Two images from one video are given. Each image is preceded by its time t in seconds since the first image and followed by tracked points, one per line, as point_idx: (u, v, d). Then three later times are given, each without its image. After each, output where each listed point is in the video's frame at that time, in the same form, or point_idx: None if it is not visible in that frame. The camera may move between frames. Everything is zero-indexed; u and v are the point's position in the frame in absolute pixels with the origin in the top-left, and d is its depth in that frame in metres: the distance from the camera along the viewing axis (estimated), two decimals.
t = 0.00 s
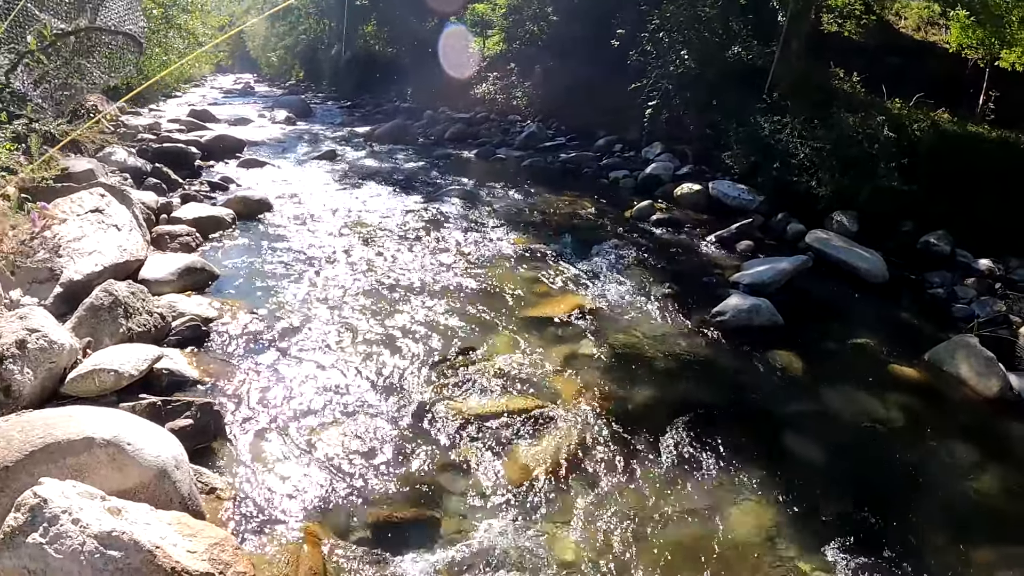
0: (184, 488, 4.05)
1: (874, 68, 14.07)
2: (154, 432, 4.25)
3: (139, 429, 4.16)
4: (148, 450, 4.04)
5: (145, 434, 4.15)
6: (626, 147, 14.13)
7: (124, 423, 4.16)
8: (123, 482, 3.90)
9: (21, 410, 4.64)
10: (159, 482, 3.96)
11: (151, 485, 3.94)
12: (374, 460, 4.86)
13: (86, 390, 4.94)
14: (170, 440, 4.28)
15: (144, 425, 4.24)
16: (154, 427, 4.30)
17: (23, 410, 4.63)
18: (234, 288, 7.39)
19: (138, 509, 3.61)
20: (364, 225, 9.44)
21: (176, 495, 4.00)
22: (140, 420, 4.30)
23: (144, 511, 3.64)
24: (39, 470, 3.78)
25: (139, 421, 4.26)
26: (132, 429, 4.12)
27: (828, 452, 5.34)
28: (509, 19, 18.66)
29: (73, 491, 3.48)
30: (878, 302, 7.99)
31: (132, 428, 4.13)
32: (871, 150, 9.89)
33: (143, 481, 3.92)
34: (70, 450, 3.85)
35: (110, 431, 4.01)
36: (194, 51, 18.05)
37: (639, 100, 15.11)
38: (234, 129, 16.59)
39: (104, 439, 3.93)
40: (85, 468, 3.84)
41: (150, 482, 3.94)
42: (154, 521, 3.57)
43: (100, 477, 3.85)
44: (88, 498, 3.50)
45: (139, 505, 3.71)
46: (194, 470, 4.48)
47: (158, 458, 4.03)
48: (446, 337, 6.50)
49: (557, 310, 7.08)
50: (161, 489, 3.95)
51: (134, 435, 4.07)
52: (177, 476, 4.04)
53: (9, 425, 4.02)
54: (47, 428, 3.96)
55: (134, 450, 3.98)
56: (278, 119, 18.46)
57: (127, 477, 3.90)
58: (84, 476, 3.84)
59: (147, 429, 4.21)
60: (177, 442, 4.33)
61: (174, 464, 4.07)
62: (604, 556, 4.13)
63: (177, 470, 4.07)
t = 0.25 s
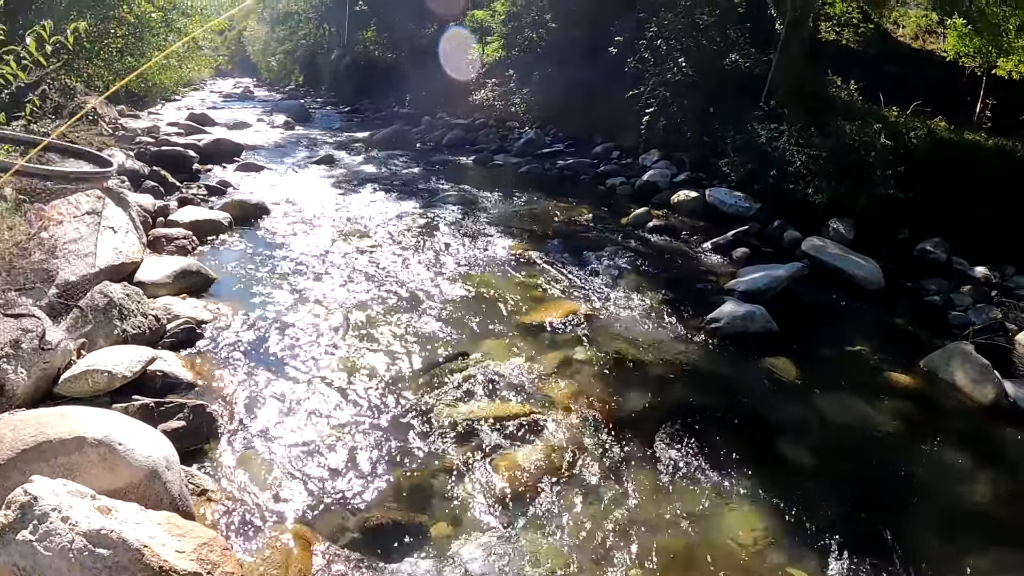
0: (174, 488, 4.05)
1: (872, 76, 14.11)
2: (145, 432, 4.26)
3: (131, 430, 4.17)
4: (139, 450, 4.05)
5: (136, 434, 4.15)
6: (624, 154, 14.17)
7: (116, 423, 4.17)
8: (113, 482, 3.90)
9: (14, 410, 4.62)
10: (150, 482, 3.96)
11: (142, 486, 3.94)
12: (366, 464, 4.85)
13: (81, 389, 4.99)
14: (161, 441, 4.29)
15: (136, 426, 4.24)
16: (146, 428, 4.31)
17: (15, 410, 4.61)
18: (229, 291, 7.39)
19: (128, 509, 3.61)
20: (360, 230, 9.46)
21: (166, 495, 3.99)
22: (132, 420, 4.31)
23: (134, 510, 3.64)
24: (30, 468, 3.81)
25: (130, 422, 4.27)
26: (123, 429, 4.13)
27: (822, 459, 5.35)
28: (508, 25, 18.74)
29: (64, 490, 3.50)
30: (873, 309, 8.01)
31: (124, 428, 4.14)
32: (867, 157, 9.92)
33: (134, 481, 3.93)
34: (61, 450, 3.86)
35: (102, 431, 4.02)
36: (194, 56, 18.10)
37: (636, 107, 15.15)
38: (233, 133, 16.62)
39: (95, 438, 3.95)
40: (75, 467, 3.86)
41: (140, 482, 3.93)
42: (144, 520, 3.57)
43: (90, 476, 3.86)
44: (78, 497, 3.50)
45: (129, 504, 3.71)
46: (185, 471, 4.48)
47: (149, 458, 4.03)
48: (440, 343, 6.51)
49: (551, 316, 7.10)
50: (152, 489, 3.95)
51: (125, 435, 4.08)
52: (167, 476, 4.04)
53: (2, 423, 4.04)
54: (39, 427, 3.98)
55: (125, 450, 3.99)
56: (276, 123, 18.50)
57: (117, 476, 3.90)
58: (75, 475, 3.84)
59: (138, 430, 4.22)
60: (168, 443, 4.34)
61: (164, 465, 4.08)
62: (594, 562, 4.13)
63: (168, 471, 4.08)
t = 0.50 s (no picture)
0: (173, 497, 4.06)
1: (879, 94, 14.14)
2: (146, 440, 4.29)
3: (131, 437, 4.21)
4: (139, 457, 4.07)
5: (136, 442, 4.19)
6: (630, 170, 14.22)
7: (117, 431, 4.20)
8: (113, 488, 3.93)
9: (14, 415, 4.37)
10: (149, 489, 3.97)
11: (141, 493, 3.95)
12: (368, 479, 4.86)
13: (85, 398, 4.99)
14: (161, 449, 4.31)
15: (136, 434, 4.28)
16: (146, 436, 4.34)
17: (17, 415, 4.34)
18: (235, 303, 7.44)
19: (126, 515, 3.64)
20: (367, 244, 9.52)
21: (165, 503, 4.01)
22: (134, 429, 4.35)
23: (132, 517, 3.65)
24: (30, 473, 3.85)
25: (132, 430, 4.31)
26: (124, 437, 4.16)
27: (824, 477, 5.34)
28: (516, 41, 18.91)
29: (63, 494, 3.55)
30: (878, 327, 8.00)
31: (125, 436, 4.17)
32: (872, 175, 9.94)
33: (133, 488, 3.94)
34: (62, 455, 3.91)
35: (102, 437, 4.06)
36: (205, 68, 18.31)
37: (642, 122, 15.21)
38: (242, 145, 16.75)
39: (96, 445, 3.99)
40: (75, 472, 3.90)
41: (139, 489, 3.95)
42: (141, 527, 3.58)
43: (90, 482, 3.90)
44: (77, 502, 3.55)
45: (127, 511, 3.73)
46: (185, 480, 4.50)
47: (149, 466, 4.05)
48: (444, 358, 6.53)
49: (555, 332, 7.13)
50: (151, 496, 3.97)
51: (126, 443, 4.11)
52: (166, 484, 4.06)
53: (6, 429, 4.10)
54: (41, 432, 4.03)
55: (125, 457, 4.01)
56: (285, 136, 18.63)
57: (117, 483, 3.93)
58: (75, 481, 3.89)
59: (139, 438, 4.26)
60: (168, 452, 4.36)
61: (163, 472, 4.10)
62: None
63: (167, 479, 4.09)
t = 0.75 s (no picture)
0: (176, 497, 4.08)
1: (889, 102, 14.09)
2: (151, 441, 4.31)
3: (137, 438, 4.23)
4: (144, 457, 4.08)
5: (141, 442, 4.20)
6: (638, 177, 14.22)
7: (122, 431, 4.22)
8: (117, 488, 3.94)
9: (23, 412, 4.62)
10: (152, 490, 3.99)
11: (145, 493, 3.97)
12: (373, 484, 4.86)
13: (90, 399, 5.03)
14: (165, 450, 4.33)
15: (142, 434, 4.30)
16: (151, 437, 4.36)
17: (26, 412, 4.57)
18: (243, 306, 7.47)
19: (129, 515, 3.65)
20: (375, 249, 9.55)
21: (168, 503, 4.02)
22: (139, 430, 4.37)
23: (135, 517, 3.68)
24: (36, 471, 3.89)
25: (137, 431, 4.33)
26: (129, 437, 4.18)
27: (828, 487, 5.33)
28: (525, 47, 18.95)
29: (68, 493, 3.56)
30: (886, 337, 7.96)
31: (130, 436, 4.19)
32: (881, 183, 9.91)
33: (137, 488, 3.96)
34: (68, 454, 3.93)
35: (108, 437, 4.09)
36: (216, 72, 18.45)
37: (651, 128, 15.22)
38: (252, 149, 16.86)
39: (101, 444, 4.01)
40: (80, 471, 3.93)
41: (143, 489, 3.97)
42: (144, 527, 3.61)
43: (95, 481, 3.92)
44: (81, 500, 3.56)
45: (131, 510, 3.75)
46: (190, 481, 4.51)
47: (153, 466, 4.06)
48: (451, 364, 6.54)
49: (562, 339, 7.14)
50: (154, 496, 3.98)
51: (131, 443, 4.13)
52: (170, 485, 4.08)
53: (13, 426, 4.16)
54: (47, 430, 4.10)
55: (129, 457, 4.03)
56: (295, 140, 18.74)
57: (121, 483, 3.95)
58: (79, 480, 3.90)
59: (144, 439, 4.27)
60: (173, 453, 4.38)
61: (167, 473, 4.11)
62: None
63: (170, 479, 4.11)
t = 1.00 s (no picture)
0: (182, 502, 4.10)
1: (895, 104, 14.04)
2: (157, 446, 4.34)
3: (142, 443, 4.25)
4: (150, 463, 4.12)
5: (146, 447, 4.23)
6: (644, 181, 14.22)
7: (129, 436, 4.25)
8: (124, 492, 3.96)
9: (30, 418, 4.72)
10: (158, 495, 4.01)
11: (151, 497, 4.00)
12: (378, 489, 4.87)
13: (96, 405, 5.03)
14: (171, 455, 4.36)
15: (147, 439, 4.32)
16: (157, 442, 4.39)
17: (33, 417, 4.70)
18: (249, 312, 7.50)
19: (135, 519, 3.67)
20: (381, 254, 9.58)
21: (174, 508, 4.05)
22: (145, 434, 4.39)
23: (141, 521, 3.69)
24: (42, 475, 3.86)
25: (143, 436, 4.35)
26: (136, 442, 4.21)
27: (833, 490, 5.31)
28: (530, 52, 18.99)
29: (74, 497, 3.57)
30: (892, 340, 7.93)
31: (136, 441, 4.22)
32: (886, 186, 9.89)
33: (143, 492, 3.99)
34: (74, 458, 3.93)
35: (114, 442, 4.11)
36: (222, 78, 18.55)
37: (655, 132, 15.23)
38: (258, 155, 16.93)
39: (107, 449, 4.02)
40: (86, 476, 3.91)
41: (149, 494, 3.99)
42: (149, 531, 3.62)
43: (101, 486, 3.92)
44: (87, 505, 3.57)
45: (136, 515, 3.77)
46: (195, 486, 4.53)
47: (159, 471, 4.10)
48: (457, 368, 6.55)
49: (567, 344, 7.15)
50: (160, 501, 4.00)
51: (137, 448, 4.16)
52: (176, 490, 4.10)
53: (18, 430, 4.11)
54: (54, 435, 4.05)
55: (135, 462, 4.06)
56: (300, 146, 18.81)
57: (127, 488, 3.97)
58: (85, 484, 3.90)
59: (149, 443, 4.30)
60: (179, 458, 4.41)
61: (173, 478, 4.14)
62: None
63: (176, 484, 4.14)
